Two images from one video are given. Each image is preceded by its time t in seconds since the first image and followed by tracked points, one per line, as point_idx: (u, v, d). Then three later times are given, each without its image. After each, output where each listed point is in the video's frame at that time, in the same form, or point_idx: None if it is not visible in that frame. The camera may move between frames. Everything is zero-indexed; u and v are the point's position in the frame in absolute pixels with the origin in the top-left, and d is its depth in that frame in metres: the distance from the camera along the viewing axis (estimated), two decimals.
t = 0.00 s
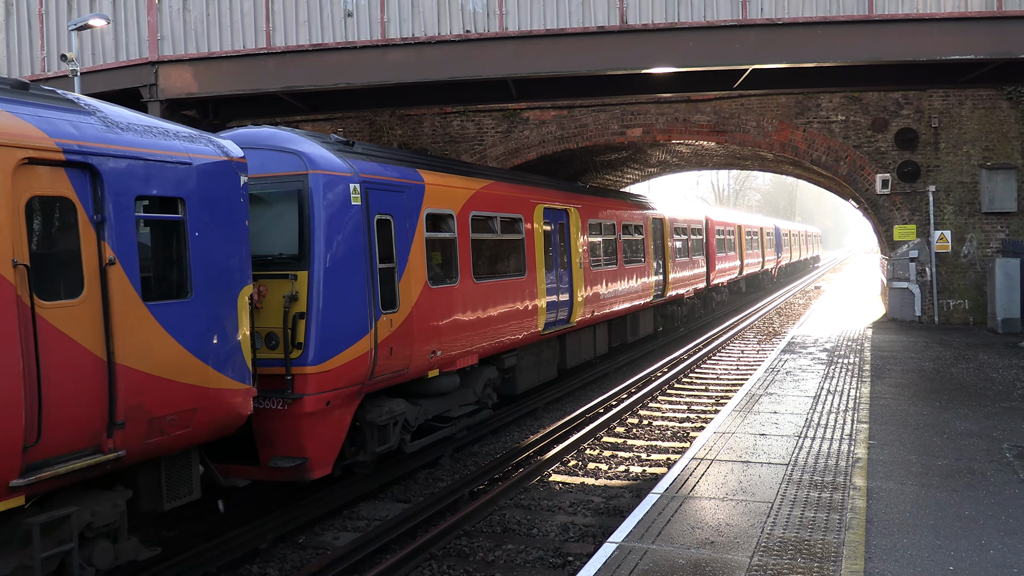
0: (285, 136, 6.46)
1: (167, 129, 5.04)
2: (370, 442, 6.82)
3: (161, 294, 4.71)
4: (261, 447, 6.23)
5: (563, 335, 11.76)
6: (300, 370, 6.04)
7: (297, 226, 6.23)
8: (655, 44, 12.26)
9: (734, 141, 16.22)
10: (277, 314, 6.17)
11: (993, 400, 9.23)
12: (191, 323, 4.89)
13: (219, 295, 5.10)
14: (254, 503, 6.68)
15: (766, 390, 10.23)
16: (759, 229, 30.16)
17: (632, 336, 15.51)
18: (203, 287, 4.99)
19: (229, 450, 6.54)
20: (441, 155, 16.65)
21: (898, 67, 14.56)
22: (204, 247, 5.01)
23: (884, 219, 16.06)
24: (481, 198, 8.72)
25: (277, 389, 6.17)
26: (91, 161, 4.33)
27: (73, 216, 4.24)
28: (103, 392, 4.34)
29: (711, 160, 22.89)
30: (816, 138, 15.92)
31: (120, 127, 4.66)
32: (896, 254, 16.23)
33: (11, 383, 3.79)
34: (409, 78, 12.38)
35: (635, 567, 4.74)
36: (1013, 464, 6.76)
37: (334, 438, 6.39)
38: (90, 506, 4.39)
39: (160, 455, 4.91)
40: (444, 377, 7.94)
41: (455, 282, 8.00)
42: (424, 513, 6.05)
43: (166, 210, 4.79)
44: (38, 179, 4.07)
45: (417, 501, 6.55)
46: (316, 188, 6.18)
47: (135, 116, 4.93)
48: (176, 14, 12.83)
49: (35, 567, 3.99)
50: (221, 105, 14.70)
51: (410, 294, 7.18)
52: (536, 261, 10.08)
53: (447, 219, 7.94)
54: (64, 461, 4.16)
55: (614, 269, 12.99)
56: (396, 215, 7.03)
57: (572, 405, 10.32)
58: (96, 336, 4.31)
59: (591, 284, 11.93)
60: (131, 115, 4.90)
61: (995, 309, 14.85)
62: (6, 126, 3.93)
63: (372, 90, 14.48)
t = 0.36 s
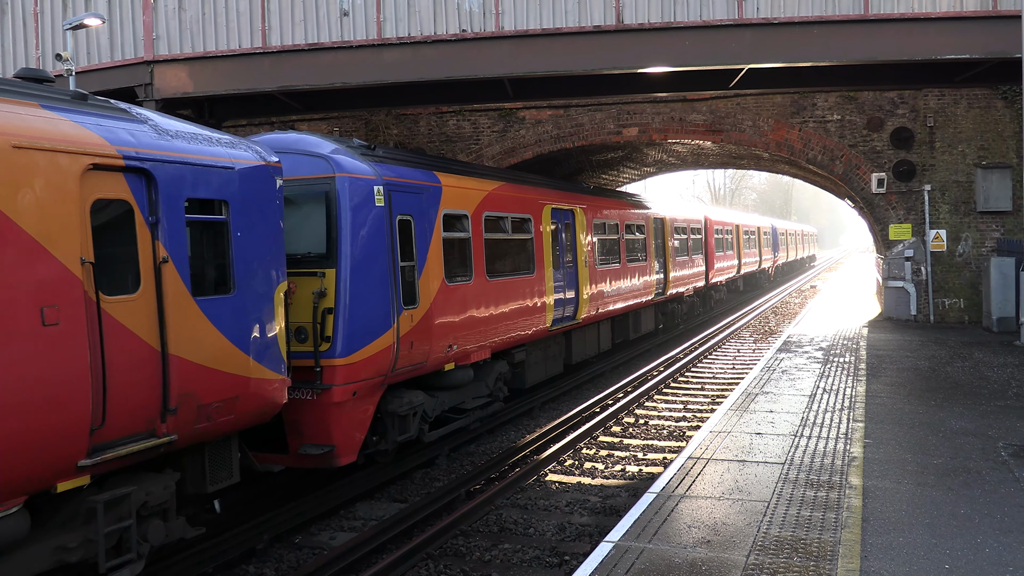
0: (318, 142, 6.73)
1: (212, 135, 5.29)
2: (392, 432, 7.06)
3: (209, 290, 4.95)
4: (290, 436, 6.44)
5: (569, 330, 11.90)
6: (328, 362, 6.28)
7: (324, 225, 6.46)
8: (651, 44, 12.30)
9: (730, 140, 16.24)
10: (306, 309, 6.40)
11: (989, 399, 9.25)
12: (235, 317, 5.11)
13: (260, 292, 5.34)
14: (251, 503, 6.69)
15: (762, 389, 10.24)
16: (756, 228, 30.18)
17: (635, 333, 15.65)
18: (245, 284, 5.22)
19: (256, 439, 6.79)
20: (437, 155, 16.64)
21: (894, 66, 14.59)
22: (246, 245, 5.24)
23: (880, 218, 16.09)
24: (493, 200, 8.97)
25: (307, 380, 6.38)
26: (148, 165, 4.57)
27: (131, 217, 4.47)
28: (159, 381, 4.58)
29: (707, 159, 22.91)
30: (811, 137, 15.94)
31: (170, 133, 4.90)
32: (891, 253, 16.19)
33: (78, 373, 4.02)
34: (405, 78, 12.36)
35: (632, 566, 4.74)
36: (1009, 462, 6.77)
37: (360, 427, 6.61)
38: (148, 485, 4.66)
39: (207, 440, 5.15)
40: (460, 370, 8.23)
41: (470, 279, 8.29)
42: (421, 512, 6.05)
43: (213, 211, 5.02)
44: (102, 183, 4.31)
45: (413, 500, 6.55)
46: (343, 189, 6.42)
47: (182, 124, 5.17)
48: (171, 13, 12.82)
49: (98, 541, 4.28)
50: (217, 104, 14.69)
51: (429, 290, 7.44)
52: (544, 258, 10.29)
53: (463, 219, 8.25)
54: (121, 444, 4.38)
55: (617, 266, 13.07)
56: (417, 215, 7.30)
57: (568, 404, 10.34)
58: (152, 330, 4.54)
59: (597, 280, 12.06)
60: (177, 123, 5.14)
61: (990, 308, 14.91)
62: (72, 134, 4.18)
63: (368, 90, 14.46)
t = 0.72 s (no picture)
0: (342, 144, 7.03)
1: (255, 142, 5.62)
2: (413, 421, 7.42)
3: (254, 287, 5.28)
4: (320, 424, 6.72)
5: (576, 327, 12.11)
6: (357, 354, 6.55)
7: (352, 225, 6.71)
8: (648, 43, 12.34)
9: (726, 140, 16.25)
10: (336, 304, 6.69)
11: (984, 398, 9.27)
12: (276, 312, 5.44)
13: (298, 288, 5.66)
14: (248, 502, 6.70)
15: (758, 388, 10.26)
16: (754, 228, 30.19)
17: (636, 330, 15.74)
18: (285, 280, 5.54)
19: (288, 427, 7.04)
20: (433, 154, 16.62)
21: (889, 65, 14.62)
22: (286, 244, 5.56)
23: (876, 217, 16.12)
24: (506, 200, 9.29)
25: (337, 370, 6.68)
26: (203, 171, 4.90)
27: (187, 219, 4.81)
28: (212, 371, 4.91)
29: (704, 159, 22.91)
30: (808, 137, 15.94)
31: (220, 141, 5.24)
32: (888, 252, 16.25)
33: (142, 362, 4.34)
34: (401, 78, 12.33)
35: (628, 565, 4.75)
36: (1004, 461, 6.79)
37: (386, 417, 6.90)
38: (202, 465, 5.02)
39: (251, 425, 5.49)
40: (474, 363, 8.55)
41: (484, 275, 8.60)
42: (417, 512, 6.05)
43: (258, 212, 5.35)
44: (164, 188, 4.65)
45: (410, 500, 6.55)
46: (370, 191, 6.66)
47: (229, 132, 5.51)
48: (167, 13, 12.81)
49: (160, 515, 4.68)
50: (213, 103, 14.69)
51: (447, 288, 7.76)
52: (552, 253, 10.57)
53: (479, 220, 8.58)
54: (177, 427, 4.72)
55: (621, 265, 13.23)
56: (437, 216, 7.61)
57: (565, 403, 10.35)
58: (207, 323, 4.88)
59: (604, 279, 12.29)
60: (223, 131, 5.48)
61: (985, 307, 14.95)
62: (137, 143, 4.52)
63: (365, 89, 14.44)
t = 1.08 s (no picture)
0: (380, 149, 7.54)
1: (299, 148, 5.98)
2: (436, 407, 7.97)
3: (301, 283, 5.63)
4: (351, 412, 7.14)
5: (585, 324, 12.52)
6: (387, 346, 7.03)
7: (382, 226, 7.22)
8: (646, 43, 12.36)
9: (723, 140, 16.24)
10: (367, 299, 7.18)
11: (981, 399, 9.28)
12: (319, 306, 5.78)
13: (339, 284, 6.05)
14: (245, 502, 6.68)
15: (755, 388, 10.29)
16: (753, 228, 30.24)
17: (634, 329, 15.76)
18: (327, 277, 5.92)
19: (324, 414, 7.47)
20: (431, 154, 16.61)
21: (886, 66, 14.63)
22: (329, 243, 5.91)
23: (872, 217, 16.16)
24: (523, 200, 9.75)
25: (367, 362, 7.13)
26: (256, 175, 5.22)
27: (242, 219, 5.14)
28: (264, 360, 5.25)
29: (701, 159, 22.92)
30: (805, 137, 15.93)
31: (269, 147, 5.57)
32: (884, 252, 16.30)
33: (204, 351, 4.67)
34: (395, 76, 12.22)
35: (625, 565, 4.75)
36: (1001, 461, 6.81)
37: (412, 406, 7.33)
38: (254, 446, 5.38)
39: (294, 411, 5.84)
40: (490, 356, 8.99)
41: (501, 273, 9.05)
42: (414, 512, 6.04)
43: (302, 213, 5.67)
44: (224, 191, 4.99)
45: (407, 499, 6.55)
46: (398, 193, 7.16)
47: (274, 138, 5.85)
48: (164, 11, 12.78)
49: (219, 490, 5.09)
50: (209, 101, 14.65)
51: (468, 284, 8.24)
52: (564, 253, 10.97)
53: (497, 220, 9.03)
54: (233, 411, 5.05)
55: (627, 263, 13.63)
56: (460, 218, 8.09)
57: (563, 402, 10.35)
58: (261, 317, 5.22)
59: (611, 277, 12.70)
60: (268, 138, 5.80)
61: (981, 308, 14.97)
62: (199, 150, 4.85)
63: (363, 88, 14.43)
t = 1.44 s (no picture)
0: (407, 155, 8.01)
1: (340, 154, 6.42)
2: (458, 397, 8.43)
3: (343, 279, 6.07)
4: (381, 401, 7.59)
5: (593, 321, 12.93)
6: (416, 339, 7.49)
7: (411, 228, 7.70)
8: (643, 44, 12.39)
9: (720, 140, 16.25)
10: (398, 295, 7.65)
11: (977, 398, 9.30)
12: (360, 302, 6.24)
13: (376, 280, 6.50)
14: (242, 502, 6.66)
15: (752, 388, 10.29)
16: (752, 228, 30.24)
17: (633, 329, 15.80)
18: (366, 273, 6.37)
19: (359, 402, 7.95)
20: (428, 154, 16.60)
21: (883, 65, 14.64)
22: (368, 241, 6.35)
23: (869, 218, 16.18)
24: (537, 202, 10.18)
25: (397, 354, 7.59)
26: (306, 181, 5.66)
27: (294, 221, 5.58)
28: (314, 350, 5.69)
29: (698, 159, 22.94)
30: (802, 137, 15.94)
31: (315, 154, 6.03)
32: (881, 252, 16.30)
33: (263, 341, 5.11)
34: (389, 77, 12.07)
35: (623, 565, 4.75)
36: (997, 461, 6.82)
37: (438, 395, 7.77)
38: (304, 429, 5.86)
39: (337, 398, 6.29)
40: (507, 350, 9.44)
41: (519, 270, 9.49)
42: (411, 512, 6.04)
43: (345, 215, 6.12)
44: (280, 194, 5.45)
45: (404, 500, 6.54)
46: (426, 196, 7.67)
47: (318, 146, 6.30)
48: (161, 11, 12.76)
49: (274, 469, 5.58)
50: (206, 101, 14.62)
51: (488, 281, 8.71)
52: (573, 252, 11.39)
53: (514, 221, 9.46)
54: (287, 396, 5.48)
55: (632, 263, 14.01)
56: (482, 220, 8.58)
57: (560, 402, 10.35)
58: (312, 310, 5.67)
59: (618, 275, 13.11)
60: (314, 146, 6.26)
61: (978, 307, 15.00)
62: (258, 159, 5.30)
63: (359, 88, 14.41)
